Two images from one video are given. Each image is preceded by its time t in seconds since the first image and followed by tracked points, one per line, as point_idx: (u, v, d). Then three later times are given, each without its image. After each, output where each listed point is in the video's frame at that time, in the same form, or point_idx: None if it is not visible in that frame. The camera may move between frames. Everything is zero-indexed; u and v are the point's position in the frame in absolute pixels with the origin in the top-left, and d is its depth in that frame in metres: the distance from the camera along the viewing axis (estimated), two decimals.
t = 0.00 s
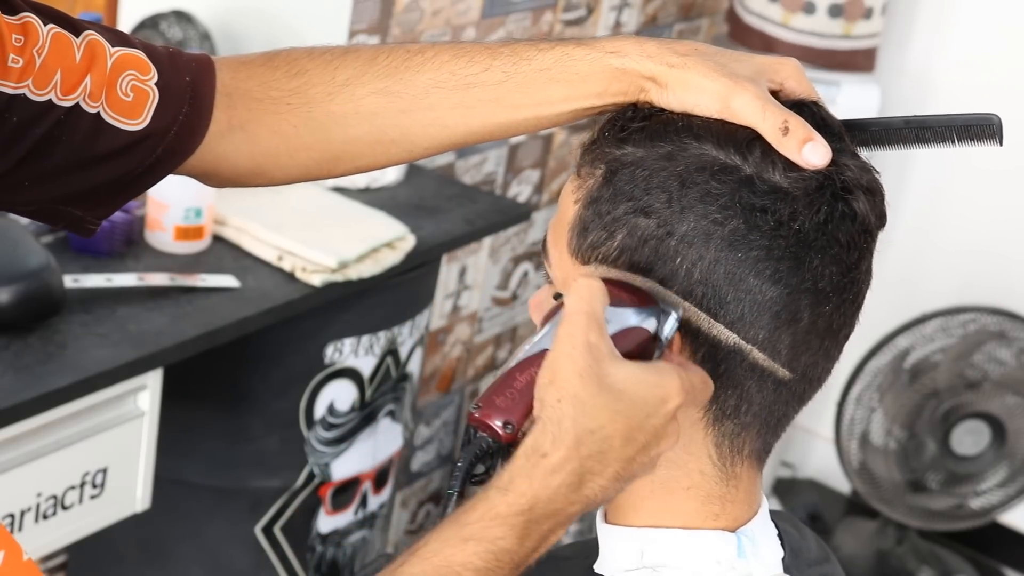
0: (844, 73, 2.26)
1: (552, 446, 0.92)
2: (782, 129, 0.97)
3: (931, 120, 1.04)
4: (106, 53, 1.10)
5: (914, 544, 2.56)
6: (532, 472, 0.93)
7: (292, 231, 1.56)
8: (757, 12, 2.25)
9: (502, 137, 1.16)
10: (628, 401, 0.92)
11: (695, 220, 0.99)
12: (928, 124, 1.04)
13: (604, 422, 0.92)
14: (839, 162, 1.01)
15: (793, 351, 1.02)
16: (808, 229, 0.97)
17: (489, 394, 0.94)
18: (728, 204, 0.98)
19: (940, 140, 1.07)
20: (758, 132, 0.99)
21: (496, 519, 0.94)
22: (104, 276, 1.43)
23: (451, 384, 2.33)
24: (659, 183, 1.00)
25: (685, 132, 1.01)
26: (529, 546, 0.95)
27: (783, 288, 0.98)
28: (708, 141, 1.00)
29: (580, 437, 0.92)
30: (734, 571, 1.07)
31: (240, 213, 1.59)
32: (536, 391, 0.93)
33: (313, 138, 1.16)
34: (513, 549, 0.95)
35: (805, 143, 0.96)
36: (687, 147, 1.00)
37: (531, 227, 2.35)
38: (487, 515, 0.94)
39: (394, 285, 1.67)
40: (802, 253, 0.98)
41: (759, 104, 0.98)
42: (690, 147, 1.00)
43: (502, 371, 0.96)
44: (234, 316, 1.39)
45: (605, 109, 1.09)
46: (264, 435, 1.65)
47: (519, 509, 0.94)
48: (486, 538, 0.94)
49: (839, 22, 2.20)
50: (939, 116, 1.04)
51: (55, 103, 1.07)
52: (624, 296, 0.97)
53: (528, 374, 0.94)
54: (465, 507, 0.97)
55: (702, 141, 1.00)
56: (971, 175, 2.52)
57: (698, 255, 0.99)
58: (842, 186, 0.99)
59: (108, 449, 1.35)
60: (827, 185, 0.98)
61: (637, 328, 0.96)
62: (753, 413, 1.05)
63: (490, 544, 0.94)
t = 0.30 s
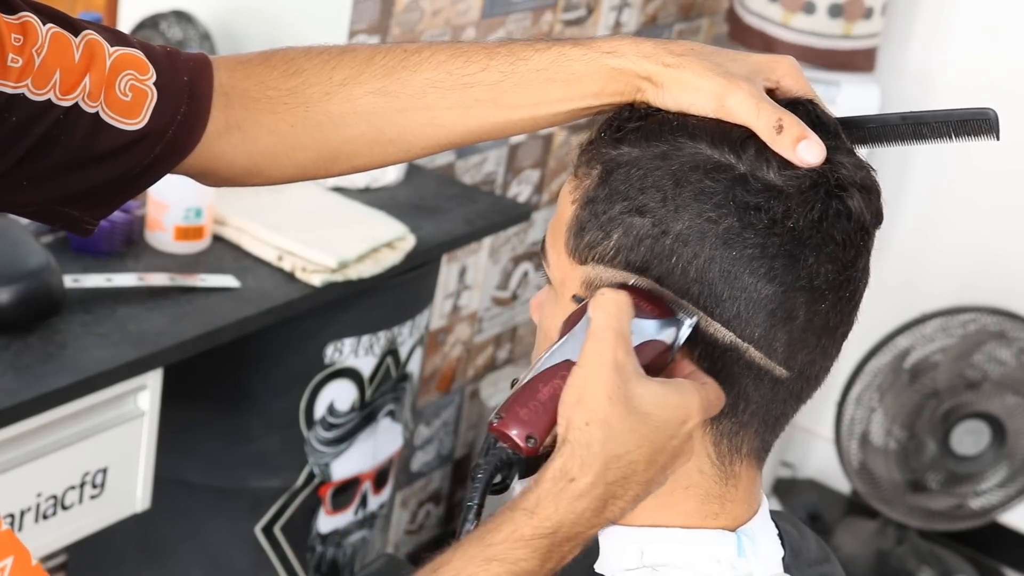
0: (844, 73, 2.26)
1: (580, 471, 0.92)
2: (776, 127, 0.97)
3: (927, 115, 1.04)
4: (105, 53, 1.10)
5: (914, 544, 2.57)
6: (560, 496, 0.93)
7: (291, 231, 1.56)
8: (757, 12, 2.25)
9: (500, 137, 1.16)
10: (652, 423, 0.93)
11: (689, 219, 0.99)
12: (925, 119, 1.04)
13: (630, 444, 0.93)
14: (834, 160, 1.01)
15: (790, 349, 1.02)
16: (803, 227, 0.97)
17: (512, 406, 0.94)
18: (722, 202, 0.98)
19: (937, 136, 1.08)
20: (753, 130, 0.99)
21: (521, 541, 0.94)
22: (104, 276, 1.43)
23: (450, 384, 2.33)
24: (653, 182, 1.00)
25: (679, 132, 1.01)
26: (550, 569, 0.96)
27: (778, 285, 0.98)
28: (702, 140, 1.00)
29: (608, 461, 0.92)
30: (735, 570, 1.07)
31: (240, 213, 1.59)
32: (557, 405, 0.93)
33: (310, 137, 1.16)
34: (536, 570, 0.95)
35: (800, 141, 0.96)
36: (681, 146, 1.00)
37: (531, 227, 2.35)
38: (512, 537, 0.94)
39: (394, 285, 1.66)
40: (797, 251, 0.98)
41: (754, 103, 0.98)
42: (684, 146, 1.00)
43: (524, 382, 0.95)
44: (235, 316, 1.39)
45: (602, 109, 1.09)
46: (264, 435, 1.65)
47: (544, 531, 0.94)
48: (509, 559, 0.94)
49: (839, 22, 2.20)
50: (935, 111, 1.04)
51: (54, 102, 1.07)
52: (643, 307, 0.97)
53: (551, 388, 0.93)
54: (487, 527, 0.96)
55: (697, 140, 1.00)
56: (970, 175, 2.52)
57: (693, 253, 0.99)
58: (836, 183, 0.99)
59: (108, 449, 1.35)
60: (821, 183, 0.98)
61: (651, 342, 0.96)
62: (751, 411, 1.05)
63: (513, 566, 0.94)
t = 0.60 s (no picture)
0: (843, 73, 2.26)
1: (599, 486, 0.91)
2: (775, 126, 0.96)
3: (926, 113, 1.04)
4: (107, 52, 1.10)
5: (914, 544, 2.57)
6: (578, 511, 0.91)
7: (291, 231, 1.56)
8: (758, 12, 2.25)
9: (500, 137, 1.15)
10: (671, 435, 0.91)
11: (688, 218, 0.99)
12: (924, 117, 1.04)
13: (650, 458, 0.91)
14: (833, 159, 1.01)
15: (789, 348, 1.02)
16: (801, 226, 0.98)
17: (529, 413, 0.92)
18: (721, 201, 0.98)
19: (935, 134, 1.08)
20: (750, 129, 0.99)
21: (539, 554, 0.93)
22: (104, 275, 1.43)
23: (450, 383, 2.32)
24: (653, 181, 1.00)
25: (678, 131, 1.01)
26: None
27: (778, 284, 0.98)
28: (701, 139, 1.00)
29: (628, 476, 0.91)
30: (735, 570, 1.07)
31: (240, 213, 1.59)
32: (576, 414, 0.91)
33: (310, 137, 1.16)
34: None
35: (798, 140, 0.95)
36: (681, 145, 1.00)
37: (531, 227, 2.35)
38: (530, 549, 0.93)
39: (394, 285, 1.66)
40: (796, 250, 0.98)
41: (752, 102, 0.98)
42: (683, 145, 1.00)
43: (540, 388, 0.93)
44: (235, 316, 1.39)
45: (602, 108, 1.09)
46: (264, 435, 1.65)
47: (562, 545, 0.93)
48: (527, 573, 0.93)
49: (839, 23, 2.20)
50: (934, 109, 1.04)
51: (57, 102, 1.07)
52: (660, 311, 0.95)
53: (568, 395, 0.91)
54: (504, 538, 0.95)
55: (696, 139, 1.00)
56: (970, 175, 2.52)
57: (693, 252, 0.99)
58: (835, 182, 0.99)
59: (108, 449, 1.35)
60: (820, 182, 0.98)
61: (666, 347, 0.94)
62: (751, 410, 1.06)
63: None
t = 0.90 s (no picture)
0: (843, 73, 2.26)
1: (624, 505, 0.86)
2: (771, 124, 0.96)
3: (924, 111, 1.02)
4: (110, 53, 1.10)
5: (914, 544, 2.57)
6: (603, 530, 0.87)
7: (292, 231, 1.56)
8: (757, 12, 2.25)
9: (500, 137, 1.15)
10: (691, 449, 0.88)
11: (686, 216, 0.98)
12: (923, 116, 1.03)
13: (671, 477, 0.87)
14: (830, 157, 1.01)
15: (788, 346, 1.02)
16: (798, 224, 0.98)
17: (546, 432, 0.89)
18: (718, 199, 0.98)
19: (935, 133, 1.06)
20: (747, 127, 0.99)
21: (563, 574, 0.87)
22: (104, 275, 1.43)
23: (450, 383, 2.32)
24: (651, 180, 1.00)
25: (676, 131, 1.02)
26: None
27: (775, 282, 0.98)
28: (699, 138, 1.00)
29: (651, 496, 0.86)
30: (735, 571, 1.07)
31: (240, 213, 1.60)
32: (593, 433, 0.88)
33: (311, 137, 1.16)
34: None
35: (794, 138, 0.96)
36: (679, 144, 1.00)
37: (531, 227, 2.36)
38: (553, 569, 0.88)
39: (394, 285, 1.66)
40: (793, 247, 0.98)
41: (749, 100, 0.98)
42: (681, 144, 1.00)
43: (555, 406, 0.90)
44: (235, 315, 1.39)
45: (602, 109, 1.09)
46: (264, 435, 1.65)
47: (586, 563, 0.87)
48: None
49: (839, 23, 2.20)
50: (933, 106, 1.02)
51: (60, 102, 1.06)
52: (671, 321, 0.93)
53: (584, 412, 0.88)
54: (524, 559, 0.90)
55: (694, 138, 1.00)
56: (969, 174, 2.52)
57: (690, 251, 0.98)
58: (832, 180, 0.99)
59: (108, 449, 1.35)
60: (817, 179, 0.98)
61: (678, 359, 0.92)
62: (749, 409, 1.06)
63: None
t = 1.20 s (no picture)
0: (843, 73, 2.26)
1: (654, 533, 0.86)
2: (763, 122, 0.96)
3: (922, 110, 1.01)
4: (115, 55, 1.10)
5: (914, 544, 2.57)
6: (632, 557, 0.86)
7: (292, 232, 1.57)
8: (758, 12, 2.25)
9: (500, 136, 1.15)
10: (715, 472, 0.88)
11: (678, 213, 0.98)
12: (921, 115, 1.01)
13: (697, 503, 0.88)
14: (824, 155, 1.00)
15: (782, 344, 1.02)
16: (790, 220, 0.97)
17: (568, 455, 0.87)
18: (710, 196, 0.97)
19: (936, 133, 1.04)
20: (741, 126, 0.99)
21: None
22: (104, 275, 1.43)
23: (450, 383, 2.32)
24: (644, 178, 1.00)
25: (670, 129, 1.01)
26: None
27: (767, 279, 0.97)
28: (692, 137, 1.00)
29: (679, 523, 0.87)
30: (733, 570, 1.07)
31: (240, 213, 1.59)
32: (616, 457, 0.87)
33: (312, 137, 1.16)
34: None
35: (787, 136, 0.96)
36: (672, 142, 1.00)
37: (531, 228, 2.36)
38: None
39: (394, 285, 1.66)
40: (784, 244, 0.97)
41: (742, 98, 0.98)
42: (674, 142, 1.00)
43: (575, 428, 0.89)
44: (235, 315, 1.39)
45: (602, 108, 1.08)
46: (263, 435, 1.65)
47: None
48: None
49: (839, 22, 2.20)
50: (930, 104, 1.01)
51: (65, 104, 1.07)
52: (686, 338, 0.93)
53: (606, 435, 0.88)
54: None
55: (687, 136, 1.00)
56: (968, 174, 2.52)
57: (682, 248, 0.98)
58: (824, 177, 0.98)
59: (108, 449, 1.35)
60: (808, 176, 0.98)
61: (693, 379, 0.93)
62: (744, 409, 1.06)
63: None
